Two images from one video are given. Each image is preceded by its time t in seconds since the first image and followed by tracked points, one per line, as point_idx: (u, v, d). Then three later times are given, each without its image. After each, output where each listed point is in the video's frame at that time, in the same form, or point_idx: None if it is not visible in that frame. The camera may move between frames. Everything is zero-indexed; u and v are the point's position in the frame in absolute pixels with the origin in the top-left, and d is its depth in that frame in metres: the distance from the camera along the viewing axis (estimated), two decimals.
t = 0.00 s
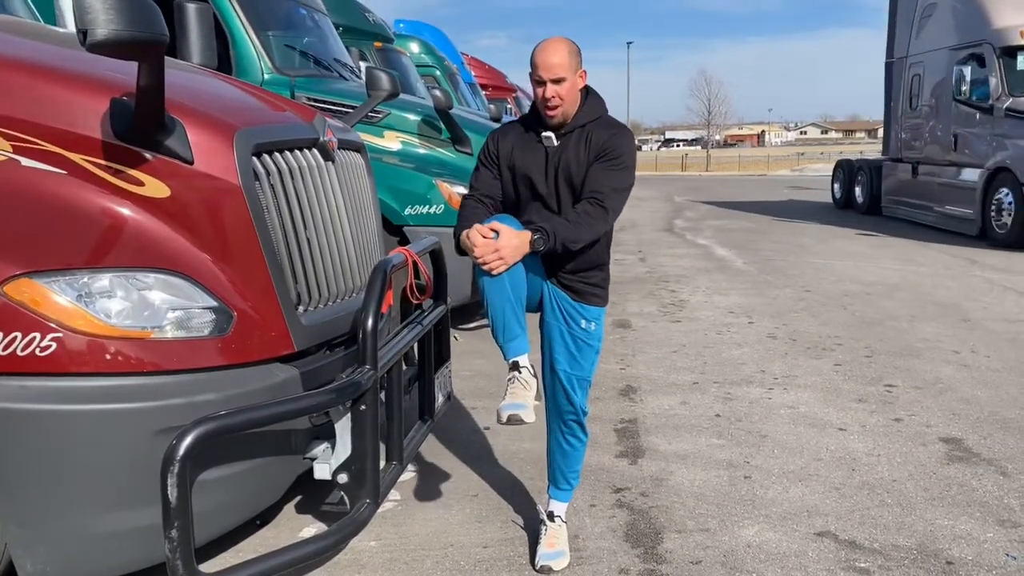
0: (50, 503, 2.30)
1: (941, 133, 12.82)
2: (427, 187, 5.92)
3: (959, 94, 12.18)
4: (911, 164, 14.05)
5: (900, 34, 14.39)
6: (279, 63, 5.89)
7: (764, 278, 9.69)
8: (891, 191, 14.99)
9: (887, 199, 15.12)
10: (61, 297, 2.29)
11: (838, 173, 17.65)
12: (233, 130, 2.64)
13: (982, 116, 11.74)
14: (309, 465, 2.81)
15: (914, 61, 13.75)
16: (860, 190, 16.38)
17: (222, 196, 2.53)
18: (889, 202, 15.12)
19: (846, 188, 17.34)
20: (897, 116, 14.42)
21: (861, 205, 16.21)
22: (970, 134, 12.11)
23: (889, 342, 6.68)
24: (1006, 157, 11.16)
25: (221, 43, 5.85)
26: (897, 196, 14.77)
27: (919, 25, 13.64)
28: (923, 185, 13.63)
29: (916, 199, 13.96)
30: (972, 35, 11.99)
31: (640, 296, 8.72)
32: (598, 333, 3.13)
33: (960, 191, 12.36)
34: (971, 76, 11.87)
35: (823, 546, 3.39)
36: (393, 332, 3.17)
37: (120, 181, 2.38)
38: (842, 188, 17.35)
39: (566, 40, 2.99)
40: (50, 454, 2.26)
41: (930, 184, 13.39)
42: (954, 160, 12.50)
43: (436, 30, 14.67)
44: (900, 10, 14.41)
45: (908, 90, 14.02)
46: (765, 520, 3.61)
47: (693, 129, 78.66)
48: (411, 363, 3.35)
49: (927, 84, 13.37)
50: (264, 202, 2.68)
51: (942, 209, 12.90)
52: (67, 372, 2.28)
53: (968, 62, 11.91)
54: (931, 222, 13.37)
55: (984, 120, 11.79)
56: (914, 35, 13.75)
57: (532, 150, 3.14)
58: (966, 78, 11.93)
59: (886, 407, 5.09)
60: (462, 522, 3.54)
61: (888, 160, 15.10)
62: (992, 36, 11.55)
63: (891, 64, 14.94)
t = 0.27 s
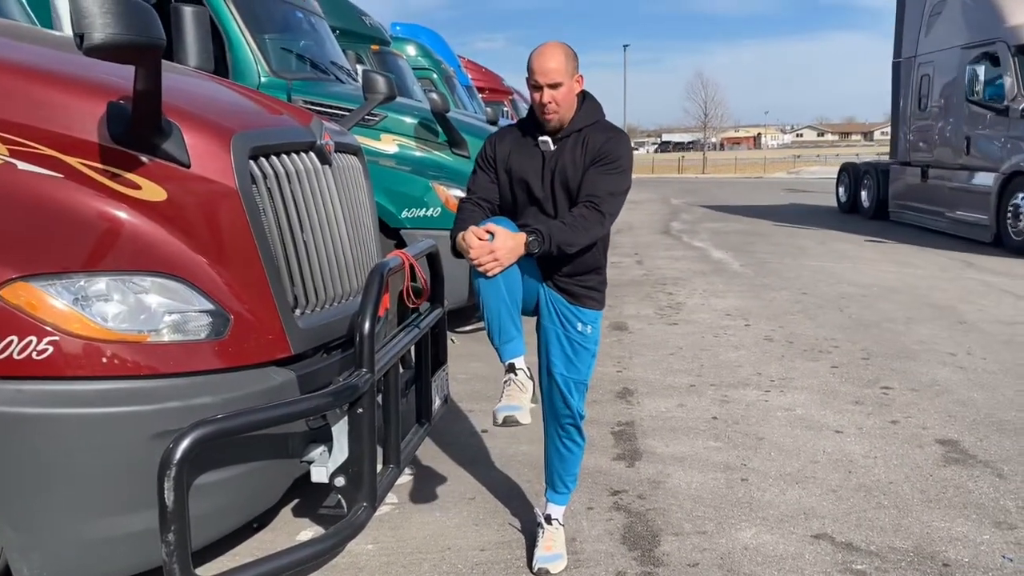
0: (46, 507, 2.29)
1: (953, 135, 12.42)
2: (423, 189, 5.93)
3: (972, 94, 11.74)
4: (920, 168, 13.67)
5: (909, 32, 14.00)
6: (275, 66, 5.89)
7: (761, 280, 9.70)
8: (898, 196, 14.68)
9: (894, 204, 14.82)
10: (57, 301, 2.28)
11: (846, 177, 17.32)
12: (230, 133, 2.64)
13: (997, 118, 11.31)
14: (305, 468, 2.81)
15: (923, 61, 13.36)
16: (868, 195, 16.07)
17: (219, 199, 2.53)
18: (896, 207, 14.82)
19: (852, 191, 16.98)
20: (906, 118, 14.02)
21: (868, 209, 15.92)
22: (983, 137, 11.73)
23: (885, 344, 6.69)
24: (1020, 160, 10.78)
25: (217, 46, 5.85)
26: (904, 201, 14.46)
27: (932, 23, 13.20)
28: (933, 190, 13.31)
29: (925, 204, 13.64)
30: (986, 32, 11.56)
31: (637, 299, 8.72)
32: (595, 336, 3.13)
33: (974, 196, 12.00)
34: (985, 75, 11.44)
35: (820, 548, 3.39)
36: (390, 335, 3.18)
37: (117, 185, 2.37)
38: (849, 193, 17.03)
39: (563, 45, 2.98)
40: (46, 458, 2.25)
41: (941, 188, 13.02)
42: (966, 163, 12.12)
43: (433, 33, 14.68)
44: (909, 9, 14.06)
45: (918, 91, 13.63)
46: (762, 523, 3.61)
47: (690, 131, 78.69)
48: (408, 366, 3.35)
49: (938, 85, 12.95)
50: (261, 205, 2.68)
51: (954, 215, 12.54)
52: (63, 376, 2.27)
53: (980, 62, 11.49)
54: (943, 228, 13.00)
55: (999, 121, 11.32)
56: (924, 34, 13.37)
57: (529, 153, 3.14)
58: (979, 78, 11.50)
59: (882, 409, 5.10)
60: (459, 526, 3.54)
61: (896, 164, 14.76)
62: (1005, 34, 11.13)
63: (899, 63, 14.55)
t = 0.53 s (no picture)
0: (42, 511, 2.29)
1: (966, 137, 12.06)
2: (419, 192, 5.94)
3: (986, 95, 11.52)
4: (930, 172, 13.37)
5: (919, 33, 13.65)
6: (272, 69, 5.90)
7: (757, 283, 9.73)
8: (906, 200, 14.33)
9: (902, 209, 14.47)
10: (54, 304, 2.29)
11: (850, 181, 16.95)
12: (226, 137, 2.65)
13: (1013, 118, 11.02)
14: (302, 471, 2.81)
15: (933, 62, 13.13)
16: (874, 200, 15.70)
17: (216, 203, 2.53)
18: (903, 212, 14.52)
19: (858, 195, 16.57)
20: (916, 122, 13.72)
21: (874, 215, 15.59)
22: (997, 139, 11.37)
23: (881, 346, 6.71)
24: None
25: (214, 49, 5.86)
26: (913, 206, 14.12)
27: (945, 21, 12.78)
28: (943, 194, 12.96)
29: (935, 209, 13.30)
30: (1001, 30, 11.32)
31: (633, 301, 8.74)
32: (590, 338, 3.14)
33: (987, 201, 11.68)
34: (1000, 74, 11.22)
35: (817, 550, 3.40)
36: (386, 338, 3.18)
37: (114, 188, 2.37)
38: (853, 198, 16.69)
39: (559, 48, 3.00)
40: (42, 461, 2.25)
41: (952, 194, 12.69)
42: (979, 167, 11.81)
43: (430, 36, 14.70)
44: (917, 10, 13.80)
45: (929, 93, 13.25)
46: (759, 524, 3.62)
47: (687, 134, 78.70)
48: (404, 369, 3.36)
49: (951, 86, 12.56)
50: (257, 209, 2.68)
51: (965, 221, 12.21)
52: (59, 379, 2.27)
53: (994, 61, 11.28)
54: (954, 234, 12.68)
55: (1014, 122, 11.01)
56: (934, 34, 13.15)
57: (524, 159, 3.15)
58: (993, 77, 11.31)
59: (878, 411, 5.12)
60: (455, 528, 3.54)
61: (904, 168, 14.41)
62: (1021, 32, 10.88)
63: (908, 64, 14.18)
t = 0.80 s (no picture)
0: (39, 512, 2.29)
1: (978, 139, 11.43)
2: (417, 194, 5.94)
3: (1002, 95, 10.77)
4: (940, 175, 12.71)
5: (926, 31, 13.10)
6: (270, 71, 5.90)
7: (755, 284, 9.73)
8: (914, 204, 13.76)
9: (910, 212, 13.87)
10: (50, 306, 2.28)
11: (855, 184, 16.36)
12: (224, 139, 2.65)
13: None
14: (299, 473, 2.81)
15: (942, 60, 12.49)
16: (881, 203, 15.10)
17: (213, 204, 2.54)
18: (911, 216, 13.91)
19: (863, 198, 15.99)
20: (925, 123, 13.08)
21: (880, 218, 15.01)
22: (1008, 139, 10.75)
23: (878, 348, 6.71)
24: None
25: (211, 51, 5.86)
26: (920, 209, 13.56)
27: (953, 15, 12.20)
28: (953, 197, 12.34)
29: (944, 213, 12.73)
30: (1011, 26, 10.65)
31: (631, 303, 8.74)
32: (590, 342, 3.15)
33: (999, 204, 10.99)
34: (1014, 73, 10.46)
35: (814, 551, 3.40)
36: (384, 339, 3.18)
37: (111, 190, 2.37)
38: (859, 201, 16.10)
39: (556, 50, 3.00)
40: (39, 463, 2.25)
41: (962, 198, 12.00)
42: (992, 169, 11.13)
43: (427, 38, 14.70)
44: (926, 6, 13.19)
45: (939, 91, 12.65)
46: (757, 526, 3.62)
47: (684, 135, 78.73)
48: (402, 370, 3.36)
49: (961, 86, 11.96)
50: (255, 211, 2.68)
51: (977, 226, 11.51)
52: (56, 381, 2.27)
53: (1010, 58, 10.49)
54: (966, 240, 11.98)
55: None
56: (943, 32, 12.52)
57: (523, 165, 3.14)
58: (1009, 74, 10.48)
59: (875, 412, 5.12)
60: (453, 530, 3.54)
61: (912, 171, 13.86)
62: None
63: (915, 63, 13.62)
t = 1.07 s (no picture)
0: (38, 514, 2.29)
1: (992, 141, 11.02)
2: (415, 196, 5.89)
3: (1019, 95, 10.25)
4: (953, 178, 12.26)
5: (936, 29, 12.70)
6: (268, 73, 5.90)
7: (753, 286, 9.75)
8: (923, 207, 13.34)
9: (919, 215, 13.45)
10: (50, 308, 2.28)
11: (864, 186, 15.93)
12: (223, 142, 2.65)
13: None
14: (298, 475, 2.81)
15: (954, 59, 12.05)
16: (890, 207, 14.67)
17: (212, 206, 2.54)
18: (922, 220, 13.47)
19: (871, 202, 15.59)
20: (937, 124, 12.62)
21: (889, 222, 14.58)
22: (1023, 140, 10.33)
23: (876, 349, 6.73)
24: None
25: (210, 53, 5.87)
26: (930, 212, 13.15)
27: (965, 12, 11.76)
28: (965, 200, 11.93)
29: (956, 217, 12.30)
30: None
31: (630, 305, 8.75)
32: (582, 345, 3.18)
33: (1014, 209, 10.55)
34: None
35: (811, 552, 3.41)
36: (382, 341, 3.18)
37: (110, 192, 2.37)
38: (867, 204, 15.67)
39: (547, 51, 2.90)
40: (39, 465, 2.25)
41: (977, 201, 11.54)
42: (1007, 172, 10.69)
43: (425, 40, 14.72)
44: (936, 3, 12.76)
45: (950, 91, 12.21)
46: (755, 527, 3.62)
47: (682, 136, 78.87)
48: (401, 371, 3.36)
49: (973, 85, 11.51)
50: (254, 213, 2.69)
51: (992, 231, 11.06)
52: (55, 383, 2.27)
53: None
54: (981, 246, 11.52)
55: None
56: (954, 30, 12.09)
57: (514, 167, 3.03)
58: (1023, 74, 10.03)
59: (873, 413, 5.13)
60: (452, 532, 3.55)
61: (920, 173, 13.44)
62: None
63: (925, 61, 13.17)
